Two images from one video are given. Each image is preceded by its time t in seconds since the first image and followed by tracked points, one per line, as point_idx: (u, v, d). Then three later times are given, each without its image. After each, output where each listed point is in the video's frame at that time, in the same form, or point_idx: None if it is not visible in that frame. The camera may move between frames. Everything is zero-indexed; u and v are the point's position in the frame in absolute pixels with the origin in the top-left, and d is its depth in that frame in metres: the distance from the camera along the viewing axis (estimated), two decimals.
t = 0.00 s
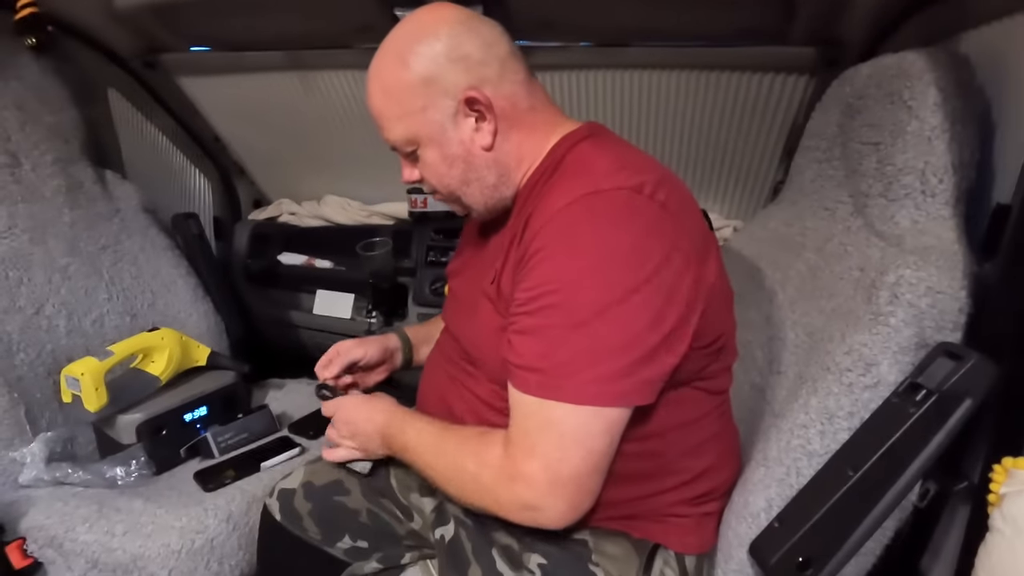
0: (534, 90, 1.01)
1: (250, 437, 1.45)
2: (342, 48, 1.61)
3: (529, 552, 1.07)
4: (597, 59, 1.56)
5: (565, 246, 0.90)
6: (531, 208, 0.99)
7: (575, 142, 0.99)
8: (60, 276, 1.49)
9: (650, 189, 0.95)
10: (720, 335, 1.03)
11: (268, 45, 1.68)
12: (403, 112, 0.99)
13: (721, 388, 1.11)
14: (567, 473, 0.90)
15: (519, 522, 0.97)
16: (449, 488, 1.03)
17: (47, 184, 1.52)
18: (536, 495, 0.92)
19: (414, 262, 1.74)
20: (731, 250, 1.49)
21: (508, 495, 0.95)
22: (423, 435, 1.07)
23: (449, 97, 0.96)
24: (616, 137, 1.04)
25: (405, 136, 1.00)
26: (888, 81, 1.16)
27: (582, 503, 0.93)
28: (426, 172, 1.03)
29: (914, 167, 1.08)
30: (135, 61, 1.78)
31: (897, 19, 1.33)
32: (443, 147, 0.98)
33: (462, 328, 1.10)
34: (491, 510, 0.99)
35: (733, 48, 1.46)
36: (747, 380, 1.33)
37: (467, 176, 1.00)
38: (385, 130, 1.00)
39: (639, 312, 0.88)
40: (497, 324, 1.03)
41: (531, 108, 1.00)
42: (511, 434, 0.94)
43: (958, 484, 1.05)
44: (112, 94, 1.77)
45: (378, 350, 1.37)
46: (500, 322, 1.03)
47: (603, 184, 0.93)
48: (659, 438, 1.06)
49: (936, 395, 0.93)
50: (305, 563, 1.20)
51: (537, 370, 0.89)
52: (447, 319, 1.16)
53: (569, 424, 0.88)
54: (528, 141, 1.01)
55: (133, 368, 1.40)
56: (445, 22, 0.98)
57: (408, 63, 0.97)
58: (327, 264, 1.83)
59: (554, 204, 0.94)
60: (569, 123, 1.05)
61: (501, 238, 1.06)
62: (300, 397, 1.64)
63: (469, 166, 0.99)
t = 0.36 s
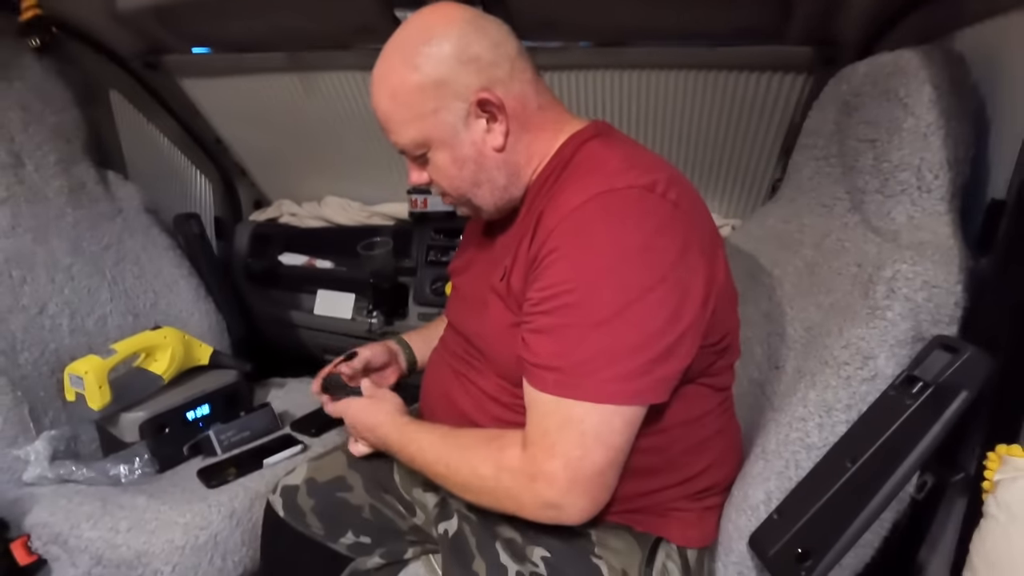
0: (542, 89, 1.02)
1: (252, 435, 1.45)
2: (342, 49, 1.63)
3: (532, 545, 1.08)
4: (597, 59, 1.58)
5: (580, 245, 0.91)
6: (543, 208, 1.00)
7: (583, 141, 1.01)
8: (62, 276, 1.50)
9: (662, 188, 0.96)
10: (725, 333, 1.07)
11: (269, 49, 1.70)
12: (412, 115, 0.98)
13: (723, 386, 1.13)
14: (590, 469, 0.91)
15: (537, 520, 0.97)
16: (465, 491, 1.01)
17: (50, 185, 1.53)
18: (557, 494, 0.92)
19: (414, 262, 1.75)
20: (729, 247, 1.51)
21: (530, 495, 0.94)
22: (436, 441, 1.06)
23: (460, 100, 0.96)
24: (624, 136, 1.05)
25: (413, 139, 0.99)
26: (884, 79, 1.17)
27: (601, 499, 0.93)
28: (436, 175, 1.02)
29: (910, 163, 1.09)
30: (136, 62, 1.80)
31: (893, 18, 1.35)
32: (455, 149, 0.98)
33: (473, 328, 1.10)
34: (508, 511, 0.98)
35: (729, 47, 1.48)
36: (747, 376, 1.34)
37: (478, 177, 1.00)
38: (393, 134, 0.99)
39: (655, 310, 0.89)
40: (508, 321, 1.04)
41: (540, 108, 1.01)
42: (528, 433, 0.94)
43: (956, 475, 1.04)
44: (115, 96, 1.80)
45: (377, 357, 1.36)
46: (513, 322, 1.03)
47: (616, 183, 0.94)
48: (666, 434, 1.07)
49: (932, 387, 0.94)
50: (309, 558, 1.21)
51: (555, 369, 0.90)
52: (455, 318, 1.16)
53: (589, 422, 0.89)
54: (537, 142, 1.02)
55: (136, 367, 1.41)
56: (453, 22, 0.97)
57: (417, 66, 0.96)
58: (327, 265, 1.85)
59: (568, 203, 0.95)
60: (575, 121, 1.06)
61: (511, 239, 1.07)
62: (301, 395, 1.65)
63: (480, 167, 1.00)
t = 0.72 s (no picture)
0: (559, 97, 1.05)
1: (267, 435, 1.49)
2: (355, 59, 1.67)
3: (543, 540, 1.10)
4: (604, 67, 1.61)
5: (597, 249, 0.93)
6: (560, 214, 1.02)
7: (598, 147, 1.04)
8: (85, 281, 1.53)
9: (675, 194, 0.98)
10: (733, 338, 1.10)
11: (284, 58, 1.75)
12: (435, 120, 0.99)
13: (733, 387, 1.15)
14: (608, 470, 0.92)
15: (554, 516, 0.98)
16: (485, 482, 1.04)
17: (74, 192, 1.58)
18: (578, 491, 0.93)
19: (424, 266, 1.78)
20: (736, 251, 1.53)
21: (549, 491, 0.96)
22: (455, 433, 1.08)
23: (483, 107, 0.98)
24: (636, 143, 1.08)
25: (434, 145, 1.00)
26: (886, 84, 1.18)
27: (620, 496, 0.95)
28: (455, 179, 1.03)
29: (913, 165, 1.11)
30: (156, 73, 1.86)
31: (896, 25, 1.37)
32: (475, 155, 1.00)
33: (489, 331, 1.12)
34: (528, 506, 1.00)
35: (732, 55, 1.50)
36: (754, 377, 1.36)
37: (497, 182, 1.02)
38: (414, 138, 1.01)
39: (672, 313, 0.91)
40: (524, 325, 1.06)
41: (558, 115, 1.04)
42: (549, 431, 0.96)
43: (962, 473, 1.07)
44: (135, 107, 1.85)
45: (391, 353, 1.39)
46: (530, 326, 1.05)
47: (632, 189, 0.97)
48: (678, 434, 1.10)
49: (936, 385, 0.96)
50: (324, 554, 1.23)
51: (574, 370, 0.92)
52: (470, 322, 1.18)
53: (609, 423, 0.91)
54: (552, 150, 1.05)
55: (155, 369, 1.44)
56: (476, 31, 0.99)
57: (441, 72, 0.97)
58: (339, 270, 1.87)
59: (584, 208, 0.98)
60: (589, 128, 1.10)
61: (526, 244, 1.09)
62: (313, 398, 1.68)
63: (500, 173, 1.01)
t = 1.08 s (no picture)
0: (573, 87, 1.05)
1: (270, 426, 1.49)
2: (361, 53, 1.67)
3: (545, 530, 1.10)
4: (611, 62, 1.60)
5: (609, 238, 0.93)
6: (571, 203, 1.02)
7: (610, 137, 1.04)
8: (90, 270, 1.54)
9: (687, 185, 0.98)
10: (740, 332, 1.09)
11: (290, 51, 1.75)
12: (448, 106, 0.99)
13: (739, 380, 1.15)
14: (618, 459, 0.91)
15: (562, 504, 0.98)
16: (494, 467, 1.03)
17: (80, 182, 1.59)
18: (589, 479, 0.92)
19: (427, 262, 1.78)
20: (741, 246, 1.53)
21: (559, 480, 0.95)
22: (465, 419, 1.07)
23: (498, 92, 0.98)
24: (648, 135, 1.08)
25: (447, 131, 1.00)
26: (893, 78, 1.18)
27: (629, 486, 0.94)
28: (466, 166, 1.03)
29: (919, 160, 1.10)
30: (163, 65, 1.87)
31: (902, 20, 1.36)
32: (489, 142, 0.99)
33: (497, 321, 1.12)
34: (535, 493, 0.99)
35: (734, 51, 1.50)
36: (758, 371, 1.36)
37: (510, 170, 1.02)
38: (426, 124, 1.00)
39: (682, 303, 0.91)
40: (533, 315, 1.06)
41: (571, 104, 1.05)
42: (559, 419, 0.95)
43: (965, 467, 1.06)
44: (141, 99, 1.85)
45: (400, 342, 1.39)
46: (539, 316, 1.05)
47: (644, 179, 0.97)
48: (686, 426, 1.09)
49: (941, 377, 0.95)
50: (326, 543, 1.24)
51: (583, 359, 0.92)
52: (476, 312, 1.18)
53: (619, 411, 0.90)
54: (566, 138, 1.05)
55: (158, 359, 1.45)
56: (493, 17, 0.99)
57: (457, 57, 0.97)
58: (343, 265, 1.88)
59: (596, 197, 0.98)
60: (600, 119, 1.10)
61: (535, 234, 1.09)
62: (316, 391, 1.68)
63: (513, 161, 1.01)
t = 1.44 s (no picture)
0: (563, 95, 1.08)
1: (260, 434, 1.49)
2: (353, 62, 1.67)
3: (535, 533, 1.11)
4: (597, 70, 1.62)
5: (599, 244, 0.95)
6: (561, 210, 1.04)
7: (599, 145, 1.07)
8: (78, 279, 1.54)
9: (674, 193, 1.01)
10: (726, 336, 1.12)
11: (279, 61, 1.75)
12: (441, 115, 1.00)
13: (726, 384, 1.17)
14: (611, 462, 0.93)
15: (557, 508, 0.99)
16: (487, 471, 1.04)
17: (69, 191, 1.59)
18: (583, 482, 0.94)
19: (419, 268, 1.79)
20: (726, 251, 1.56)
21: (552, 483, 0.96)
22: (457, 426, 1.08)
23: (490, 102, 0.99)
24: (635, 143, 1.10)
25: (440, 139, 1.01)
26: (872, 88, 1.21)
27: (622, 487, 0.96)
28: (458, 174, 1.05)
29: (898, 167, 1.13)
30: (152, 73, 1.86)
31: (882, 30, 1.39)
32: (481, 150, 1.01)
33: (488, 326, 1.13)
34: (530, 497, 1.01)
35: (721, 59, 1.53)
36: (744, 374, 1.38)
37: (501, 178, 1.04)
38: (419, 133, 1.02)
39: (671, 308, 0.93)
40: (524, 321, 1.07)
41: (561, 112, 1.07)
42: (552, 423, 0.96)
43: (946, 466, 1.06)
44: (131, 108, 1.88)
45: (394, 349, 1.41)
46: (529, 321, 1.07)
47: (632, 187, 0.99)
48: (675, 428, 1.11)
49: (919, 378, 0.97)
50: (317, 549, 1.24)
51: (575, 364, 0.93)
52: (468, 318, 1.19)
53: (609, 414, 0.92)
54: (557, 145, 1.08)
55: (148, 367, 1.45)
56: (484, 28, 1.01)
57: (449, 67, 0.99)
58: (333, 272, 1.89)
59: (585, 205, 1.00)
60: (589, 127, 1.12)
61: (526, 241, 1.11)
62: (307, 398, 1.70)
63: (504, 168, 1.03)
